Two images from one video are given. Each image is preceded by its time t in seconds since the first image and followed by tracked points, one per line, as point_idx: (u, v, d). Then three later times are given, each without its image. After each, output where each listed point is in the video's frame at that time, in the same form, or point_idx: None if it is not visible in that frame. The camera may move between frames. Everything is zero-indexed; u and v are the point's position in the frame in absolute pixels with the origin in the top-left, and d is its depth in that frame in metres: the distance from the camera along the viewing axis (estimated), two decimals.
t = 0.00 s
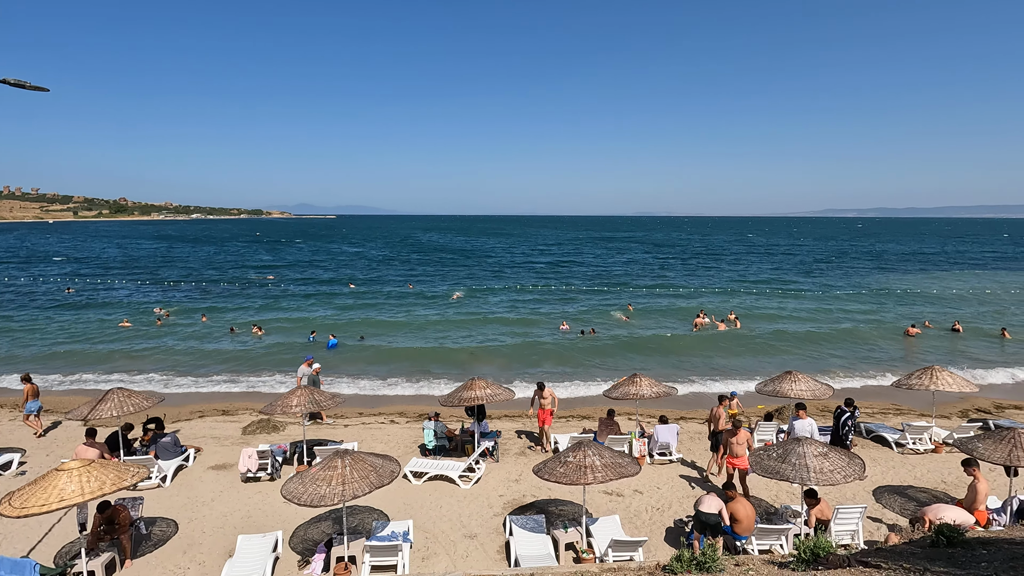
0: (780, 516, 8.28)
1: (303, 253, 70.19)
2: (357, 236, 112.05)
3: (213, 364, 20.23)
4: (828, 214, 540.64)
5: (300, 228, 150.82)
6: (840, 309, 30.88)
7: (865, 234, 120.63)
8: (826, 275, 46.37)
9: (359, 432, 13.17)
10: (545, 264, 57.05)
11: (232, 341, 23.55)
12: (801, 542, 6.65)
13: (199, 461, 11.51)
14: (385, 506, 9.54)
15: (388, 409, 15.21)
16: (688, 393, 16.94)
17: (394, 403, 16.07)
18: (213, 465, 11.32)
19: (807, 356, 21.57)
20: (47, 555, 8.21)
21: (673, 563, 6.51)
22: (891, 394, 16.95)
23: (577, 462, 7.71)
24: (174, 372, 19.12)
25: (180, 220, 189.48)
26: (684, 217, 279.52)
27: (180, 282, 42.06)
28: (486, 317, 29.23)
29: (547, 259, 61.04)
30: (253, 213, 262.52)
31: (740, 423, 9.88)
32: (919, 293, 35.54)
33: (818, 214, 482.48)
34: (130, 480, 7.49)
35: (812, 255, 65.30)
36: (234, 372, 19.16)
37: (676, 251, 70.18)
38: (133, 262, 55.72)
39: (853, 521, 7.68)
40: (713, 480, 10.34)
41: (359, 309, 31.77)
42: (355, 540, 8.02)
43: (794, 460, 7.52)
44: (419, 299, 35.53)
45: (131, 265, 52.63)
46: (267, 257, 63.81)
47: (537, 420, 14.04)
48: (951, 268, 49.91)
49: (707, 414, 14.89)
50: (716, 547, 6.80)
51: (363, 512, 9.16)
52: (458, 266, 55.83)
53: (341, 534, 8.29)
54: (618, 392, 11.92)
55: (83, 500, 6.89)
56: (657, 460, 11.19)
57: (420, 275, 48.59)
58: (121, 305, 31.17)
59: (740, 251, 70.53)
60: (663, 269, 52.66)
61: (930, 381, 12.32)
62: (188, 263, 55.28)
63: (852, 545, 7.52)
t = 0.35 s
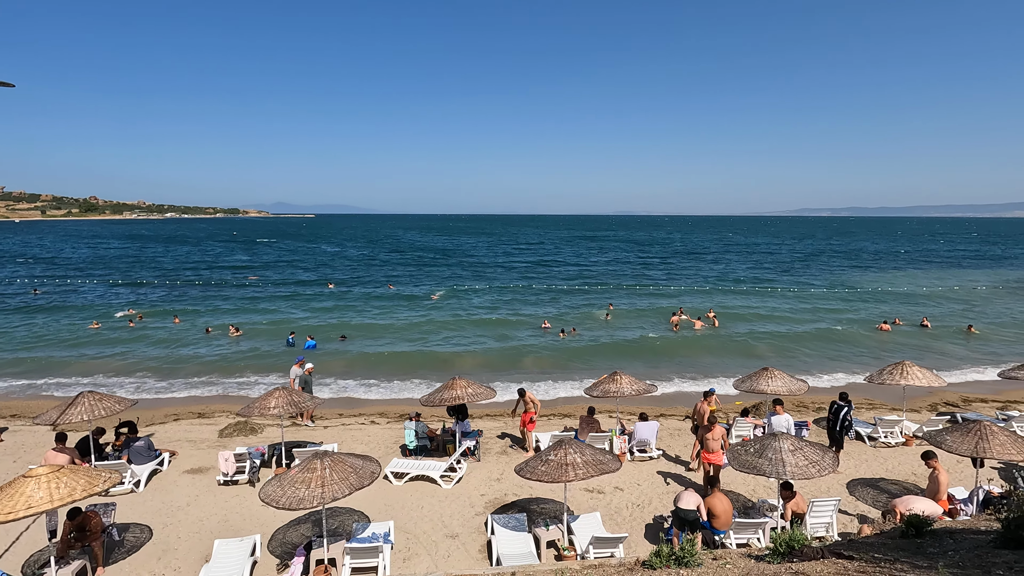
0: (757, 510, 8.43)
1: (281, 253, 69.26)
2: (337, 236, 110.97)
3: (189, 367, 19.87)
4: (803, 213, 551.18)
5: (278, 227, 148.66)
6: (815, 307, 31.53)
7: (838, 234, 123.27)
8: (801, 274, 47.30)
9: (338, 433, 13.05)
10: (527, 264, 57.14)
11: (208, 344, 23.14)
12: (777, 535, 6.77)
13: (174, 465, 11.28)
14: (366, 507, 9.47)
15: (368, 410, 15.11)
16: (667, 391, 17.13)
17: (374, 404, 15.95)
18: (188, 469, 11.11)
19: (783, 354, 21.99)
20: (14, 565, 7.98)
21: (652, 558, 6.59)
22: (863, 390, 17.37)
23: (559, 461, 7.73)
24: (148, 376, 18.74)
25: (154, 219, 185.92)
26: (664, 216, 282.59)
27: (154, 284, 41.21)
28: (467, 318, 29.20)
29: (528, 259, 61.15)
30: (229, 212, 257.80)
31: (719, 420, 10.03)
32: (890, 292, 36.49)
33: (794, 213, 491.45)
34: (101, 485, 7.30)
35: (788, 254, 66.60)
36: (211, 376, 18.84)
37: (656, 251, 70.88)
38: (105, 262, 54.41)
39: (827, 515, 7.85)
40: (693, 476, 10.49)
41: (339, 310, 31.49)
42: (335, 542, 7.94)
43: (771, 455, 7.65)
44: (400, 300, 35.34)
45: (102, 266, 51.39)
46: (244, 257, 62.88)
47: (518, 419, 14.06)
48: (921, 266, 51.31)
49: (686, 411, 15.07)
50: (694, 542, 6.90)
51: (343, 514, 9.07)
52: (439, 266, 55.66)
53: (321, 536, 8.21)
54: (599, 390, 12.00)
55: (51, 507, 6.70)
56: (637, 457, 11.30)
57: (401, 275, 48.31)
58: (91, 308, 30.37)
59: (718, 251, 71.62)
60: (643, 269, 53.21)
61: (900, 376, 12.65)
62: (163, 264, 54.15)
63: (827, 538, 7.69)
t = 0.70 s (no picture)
0: (744, 506, 8.51)
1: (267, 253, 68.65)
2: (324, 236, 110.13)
3: (173, 369, 19.64)
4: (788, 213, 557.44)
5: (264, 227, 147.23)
6: (799, 307, 31.91)
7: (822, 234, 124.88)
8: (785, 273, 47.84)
9: (326, 434, 12.97)
10: (515, 264, 57.16)
11: (192, 346, 22.86)
12: (763, 531, 6.85)
13: (157, 468, 11.13)
14: (354, 508, 9.42)
15: (356, 410, 15.03)
16: (655, 390, 17.25)
17: (362, 405, 15.87)
18: (173, 471, 10.96)
19: (769, 353, 22.23)
20: None
21: (641, 555, 6.62)
22: (847, 388, 17.64)
23: (548, 460, 7.74)
24: (132, 377, 18.51)
25: (135, 219, 182.83)
26: (651, 215, 284.59)
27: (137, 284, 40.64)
28: (456, 319, 29.16)
29: (516, 260, 61.17)
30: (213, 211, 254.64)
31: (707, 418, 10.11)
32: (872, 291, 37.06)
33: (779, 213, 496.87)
34: (84, 489, 7.18)
35: (773, 253, 67.40)
36: (196, 377, 18.62)
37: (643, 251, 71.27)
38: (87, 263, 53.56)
39: (812, 510, 7.95)
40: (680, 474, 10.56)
41: (326, 312, 31.29)
42: (323, 544, 7.88)
43: (757, 451, 7.74)
44: (388, 301, 35.17)
45: (84, 267, 50.60)
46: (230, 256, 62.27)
47: (507, 419, 14.07)
48: (902, 266, 52.16)
49: (673, 409, 15.18)
50: (682, 539, 6.95)
51: (331, 515, 9.02)
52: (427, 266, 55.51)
53: (309, 538, 8.15)
54: (587, 389, 12.04)
55: (32, 512, 6.58)
56: (625, 455, 11.37)
57: (388, 275, 48.06)
58: (72, 310, 29.84)
59: (704, 250, 72.19)
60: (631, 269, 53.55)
61: (883, 374, 12.85)
62: (146, 264, 53.44)
63: (812, 533, 7.78)
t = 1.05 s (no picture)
0: (737, 504, 8.55)
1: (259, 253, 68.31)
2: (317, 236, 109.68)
3: (165, 370, 19.49)
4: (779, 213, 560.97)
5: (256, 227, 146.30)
6: (791, 307, 32.14)
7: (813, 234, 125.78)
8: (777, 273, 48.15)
9: (319, 434, 12.91)
10: (508, 264, 57.15)
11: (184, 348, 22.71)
12: (757, 529, 6.89)
13: (149, 469, 11.04)
14: (348, 508, 9.38)
15: (350, 410, 14.98)
16: (648, 389, 17.31)
17: (356, 405, 15.81)
18: (165, 473, 10.88)
19: (762, 352, 22.37)
20: None
21: (636, 554, 6.64)
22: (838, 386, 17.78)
23: (542, 459, 7.75)
24: (123, 378, 18.36)
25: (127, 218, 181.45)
26: (645, 215, 285.35)
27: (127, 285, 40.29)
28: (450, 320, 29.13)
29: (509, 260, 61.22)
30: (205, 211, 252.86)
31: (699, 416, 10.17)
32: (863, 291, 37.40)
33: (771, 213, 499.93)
34: (75, 491, 7.13)
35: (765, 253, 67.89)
36: (188, 377, 18.48)
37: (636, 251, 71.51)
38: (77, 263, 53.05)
39: (805, 507, 8.01)
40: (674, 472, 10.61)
41: (320, 313, 31.20)
42: (317, 544, 7.84)
43: (750, 450, 7.79)
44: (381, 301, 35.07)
45: (74, 267, 50.13)
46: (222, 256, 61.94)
47: (501, 418, 14.07)
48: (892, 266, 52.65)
49: (666, 408, 15.23)
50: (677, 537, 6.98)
51: (325, 516, 8.98)
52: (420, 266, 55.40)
53: (303, 539, 8.12)
54: (581, 388, 12.07)
55: (22, 515, 6.50)
56: (619, 454, 11.41)
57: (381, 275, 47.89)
58: (61, 311, 29.55)
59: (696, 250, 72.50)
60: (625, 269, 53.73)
61: (874, 372, 12.97)
62: (136, 264, 53.04)
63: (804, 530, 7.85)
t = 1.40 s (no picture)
0: (735, 503, 8.56)
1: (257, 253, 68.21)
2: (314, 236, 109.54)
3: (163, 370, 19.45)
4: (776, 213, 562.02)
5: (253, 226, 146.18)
6: (788, 306, 32.21)
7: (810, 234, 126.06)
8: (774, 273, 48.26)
9: (317, 433, 12.89)
10: (505, 264, 57.19)
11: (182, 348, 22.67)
12: (755, 528, 6.91)
13: (146, 469, 11.01)
14: (346, 508, 9.38)
15: (348, 410, 14.97)
16: (647, 388, 17.32)
17: (354, 405, 15.79)
18: (163, 472, 10.86)
19: (759, 351, 22.41)
20: None
21: (635, 553, 6.65)
22: (836, 384, 17.82)
23: (541, 458, 7.75)
24: (120, 377, 18.31)
25: (123, 218, 180.86)
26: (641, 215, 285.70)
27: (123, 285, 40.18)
28: (447, 321, 29.14)
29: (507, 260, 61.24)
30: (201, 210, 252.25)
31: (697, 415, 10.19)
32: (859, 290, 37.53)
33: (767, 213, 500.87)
34: (73, 491, 7.11)
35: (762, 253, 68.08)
36: (185, 377, 18.44)
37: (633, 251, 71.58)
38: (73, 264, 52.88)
39: (802, 505, 8.03)
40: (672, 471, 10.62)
41: (317, 313, 31.17)
42: (315, 543, 7.83)
43: (748, 449, 7.80)
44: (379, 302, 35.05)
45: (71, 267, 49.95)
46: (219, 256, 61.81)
47: (499, 418, 14.07)
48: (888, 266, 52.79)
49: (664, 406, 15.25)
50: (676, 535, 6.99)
51: (324, 515, 8.97)
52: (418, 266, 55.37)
53: (301, 538, 8.11)
54: (579, 387, 12.07)
55: (19, 515, 6.48)
56: (617, 453, 11.41)
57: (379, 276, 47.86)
58: (58, 312, 29.44)
59: (694, 250, 72.59)
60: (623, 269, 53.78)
61: (871, 371, 13.01)
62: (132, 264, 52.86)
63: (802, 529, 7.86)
